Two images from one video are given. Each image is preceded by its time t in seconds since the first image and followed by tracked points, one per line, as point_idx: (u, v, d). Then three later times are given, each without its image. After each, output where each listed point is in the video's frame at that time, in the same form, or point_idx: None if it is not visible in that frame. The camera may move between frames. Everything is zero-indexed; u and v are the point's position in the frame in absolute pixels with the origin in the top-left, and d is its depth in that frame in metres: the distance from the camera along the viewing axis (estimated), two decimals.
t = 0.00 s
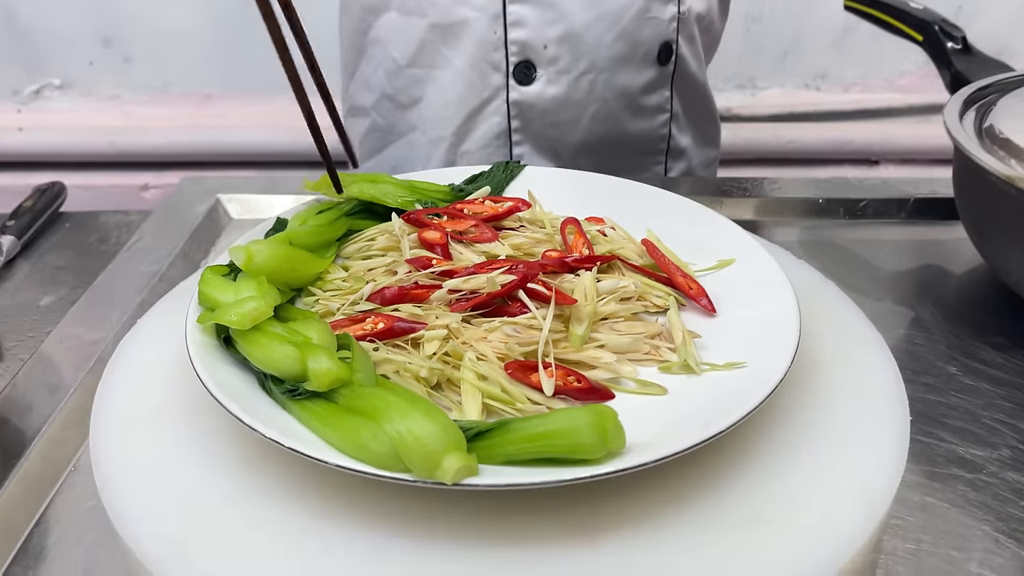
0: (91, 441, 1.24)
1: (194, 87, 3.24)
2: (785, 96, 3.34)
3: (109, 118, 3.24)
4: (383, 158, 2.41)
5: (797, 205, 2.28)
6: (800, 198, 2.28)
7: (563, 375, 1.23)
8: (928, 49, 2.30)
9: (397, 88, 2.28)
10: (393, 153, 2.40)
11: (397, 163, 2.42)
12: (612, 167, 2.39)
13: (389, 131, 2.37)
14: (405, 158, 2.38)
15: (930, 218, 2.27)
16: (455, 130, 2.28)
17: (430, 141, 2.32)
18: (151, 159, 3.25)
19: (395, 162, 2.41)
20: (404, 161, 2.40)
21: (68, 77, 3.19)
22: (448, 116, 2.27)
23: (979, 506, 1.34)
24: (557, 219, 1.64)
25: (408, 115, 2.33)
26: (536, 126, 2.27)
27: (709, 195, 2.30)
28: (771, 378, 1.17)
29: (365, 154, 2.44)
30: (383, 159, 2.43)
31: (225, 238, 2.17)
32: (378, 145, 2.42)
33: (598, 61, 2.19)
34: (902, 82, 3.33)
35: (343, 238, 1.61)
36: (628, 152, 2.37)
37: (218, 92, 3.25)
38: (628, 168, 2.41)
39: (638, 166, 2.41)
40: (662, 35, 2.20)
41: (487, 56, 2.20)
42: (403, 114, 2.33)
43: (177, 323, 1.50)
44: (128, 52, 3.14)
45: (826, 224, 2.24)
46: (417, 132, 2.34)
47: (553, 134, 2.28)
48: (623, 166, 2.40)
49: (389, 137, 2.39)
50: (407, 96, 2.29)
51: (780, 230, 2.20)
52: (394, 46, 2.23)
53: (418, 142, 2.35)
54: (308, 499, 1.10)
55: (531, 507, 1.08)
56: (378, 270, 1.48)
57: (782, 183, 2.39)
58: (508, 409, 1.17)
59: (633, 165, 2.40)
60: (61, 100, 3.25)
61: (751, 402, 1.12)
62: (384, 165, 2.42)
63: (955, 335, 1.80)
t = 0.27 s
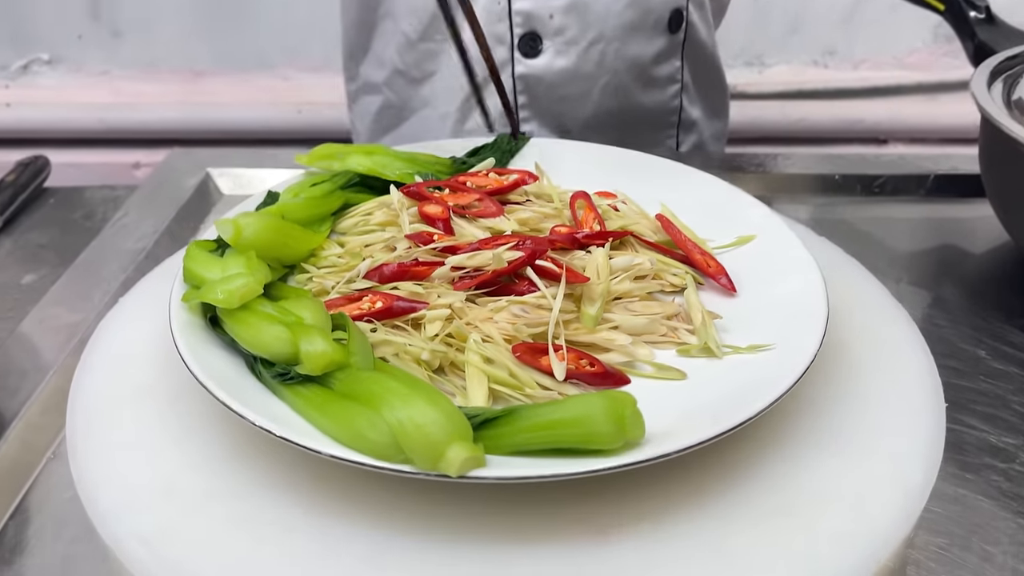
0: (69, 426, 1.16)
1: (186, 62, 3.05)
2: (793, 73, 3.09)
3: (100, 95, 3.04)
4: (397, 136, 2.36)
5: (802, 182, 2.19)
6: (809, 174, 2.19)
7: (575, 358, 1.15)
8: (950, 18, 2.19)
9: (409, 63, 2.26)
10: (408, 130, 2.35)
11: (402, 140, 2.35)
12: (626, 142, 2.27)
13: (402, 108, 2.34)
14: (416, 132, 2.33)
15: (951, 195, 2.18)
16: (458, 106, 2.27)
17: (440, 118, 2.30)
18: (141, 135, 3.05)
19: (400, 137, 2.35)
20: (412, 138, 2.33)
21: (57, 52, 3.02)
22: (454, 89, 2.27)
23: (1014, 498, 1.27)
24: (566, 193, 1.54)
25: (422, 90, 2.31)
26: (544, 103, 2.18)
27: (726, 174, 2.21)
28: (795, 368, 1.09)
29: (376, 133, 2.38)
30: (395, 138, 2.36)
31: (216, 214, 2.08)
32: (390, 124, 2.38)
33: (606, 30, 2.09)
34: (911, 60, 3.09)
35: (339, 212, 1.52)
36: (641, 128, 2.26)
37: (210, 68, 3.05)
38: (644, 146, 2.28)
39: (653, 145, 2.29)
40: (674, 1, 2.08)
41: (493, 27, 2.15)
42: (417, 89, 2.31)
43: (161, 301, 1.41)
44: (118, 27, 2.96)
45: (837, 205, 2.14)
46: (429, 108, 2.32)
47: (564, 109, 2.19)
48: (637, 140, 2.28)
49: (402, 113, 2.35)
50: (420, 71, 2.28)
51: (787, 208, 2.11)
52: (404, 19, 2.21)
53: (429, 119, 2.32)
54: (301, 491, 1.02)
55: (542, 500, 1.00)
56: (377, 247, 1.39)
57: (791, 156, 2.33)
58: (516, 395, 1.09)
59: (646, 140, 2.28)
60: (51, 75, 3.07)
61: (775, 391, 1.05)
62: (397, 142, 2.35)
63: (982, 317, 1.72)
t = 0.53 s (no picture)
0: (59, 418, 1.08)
1: (182, 40, 2.95)
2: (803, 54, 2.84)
3: (91, 71, 2.95)
4: (403, 115, 2.27)
5: (815, 162, 2.10)
6: (821, 153, 2.11)
7: (601, 347, 1.07)
8: None
9: (413, 40, 2.17)
10: (415, 108, 2.27)
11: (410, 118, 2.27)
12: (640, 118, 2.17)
13: (408, 86, 2.25)
14: (425, 110, 2.25)
15: (979, 177, 2.10)
16: (469, 82, 2.17)
17: (448, 94, 2.22)
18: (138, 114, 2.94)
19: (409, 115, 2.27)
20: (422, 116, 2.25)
21: (50, 29, 2.92)
22: (465, 65, 2.16)
23: None
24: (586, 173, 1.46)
25: (428, 67, 2.22)
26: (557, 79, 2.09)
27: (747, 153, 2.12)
28: (837, 364, 1.02)
29: (379, 112, 2.30)
30: (402, 117, 2.27)
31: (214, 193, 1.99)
32: (396, 103, 2.29)
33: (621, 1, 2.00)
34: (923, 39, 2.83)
35: (344, 191, 1.43)
36: (653, 102, 2.17)
37: (206, 46, 2.95)
38: (658, 121, 2.20)
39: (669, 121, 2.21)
40: None
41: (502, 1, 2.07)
42: (423, 67, 2.22)
43: (157, 284, 1.33)
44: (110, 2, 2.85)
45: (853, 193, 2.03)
46: (436, 85, 2.23)
47: (573, 86, 2.10)
48: (650, 114, 2.19)
49: (407, 92, 2.26)
50: (426, 47, 2.19)
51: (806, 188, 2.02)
52: None
53: (437, 96, 2.24)
54: (309, 489, 0.94)
55: (568, 500, 0.92)
56: (385, 228, 1.30)
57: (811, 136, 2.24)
58: (540, 387, 1.02)
59: (660, 115, 2.19)
60: (44, 53, 2.97)
61: (817, 386, 0.97)
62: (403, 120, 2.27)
63: (1016, 302, 1.65)
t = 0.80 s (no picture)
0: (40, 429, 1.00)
1: (177, 22, 2.84)
2: (815, 37, 2.67)
3: (83, 55, 2.81)
4: (408, 101, 2.16)
5: (834, 149, 1.96)
6: (838, 140, 1.98)
7: (629, 354, 0.98)
8: None
9: (419, 23, 2.08)
10: (419, 94, 2.15)
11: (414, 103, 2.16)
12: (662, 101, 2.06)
13: (413, 71, 2.15)
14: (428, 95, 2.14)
15: (1011, 163, 1.94)
16: (481, 66, 2.09)
17: (458, 78, 2.13)
18: (129, 97, 2.82)
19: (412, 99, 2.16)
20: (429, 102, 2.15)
21: (42, 10, 2.83)
22: (475, 48, 2.08)
23: None
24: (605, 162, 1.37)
25: (435, 51, 2.12)
26: (571, 59, 2.00)
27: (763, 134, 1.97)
28: (888, 370, 0.92)
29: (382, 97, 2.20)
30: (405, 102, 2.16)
31: (210, 182, 1.90)
32: (401, 87, 2.18)
33: None
34: (939, 21, 2.63)
35: (348, 182, 1.35)
36: (669, 84, 2.05)
37: (203, 29, 2.85)
38: (673, 105, 2.07)
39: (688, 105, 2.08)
40: None
41: None
42: (429, 50, 2.13)
43: (149, 280, 1.24)
44: None
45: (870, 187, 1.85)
46: (445, 69, 2.14)
47: (599, 67, 2.01)
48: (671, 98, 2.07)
49: (411, 77, 2.16)
50: (432, 30, 2.10)
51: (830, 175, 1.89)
52: None
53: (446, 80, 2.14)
54: (313, 513, 0.85)
55: (596, 527, 0.84)
56: (392, 222, 1.22)
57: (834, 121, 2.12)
58: (563, 399, 0.93)
59: (676, 97, 2.06)
60: (36, 36, 2.88)
61: (868, 398, 0.88)
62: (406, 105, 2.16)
63: None
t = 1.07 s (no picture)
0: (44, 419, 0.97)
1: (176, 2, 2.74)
2: (824, 17, 2.58)
3: (85, 36, 2.77)
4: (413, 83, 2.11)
5: (846, 132, 1.92)
6: (850, 123, 1.93)
7: (647, 347, 0.96)
8: None
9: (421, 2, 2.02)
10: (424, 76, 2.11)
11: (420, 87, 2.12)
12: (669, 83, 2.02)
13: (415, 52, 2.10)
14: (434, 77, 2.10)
15: None
16: (483, 45, 2.03)
17: (460, 59, 2.08)
18: (126, 80, 2.81)
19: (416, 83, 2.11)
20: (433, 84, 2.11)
21: None
22: (476, 27, 2.02)
23: None
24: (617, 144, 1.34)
25: (438, 30, 2.06)
26: (577, 38, 1.97)
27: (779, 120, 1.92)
28: (914, 363, 0.91)
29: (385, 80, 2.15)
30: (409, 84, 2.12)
31: (212, 167, 1.86)
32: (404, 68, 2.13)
33: None
34: None
35: (356, 167, 1.31)
36: (678, 66, 2.01)
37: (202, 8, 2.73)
38: (681, 87, 2.03)
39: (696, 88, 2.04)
40: None
41: None
42: (433, 29, 2.07)
43: (152, 267, 1.21)
44: None
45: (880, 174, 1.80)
46: (446, 48, 2.08)
47: (604, 48, 1.97)
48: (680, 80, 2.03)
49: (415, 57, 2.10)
50: (432, 9, 2.04)
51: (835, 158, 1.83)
52: None
53: (448, 59, 2.09)
54: (325, 510, 0.83)
55: (612, 527, 0.81)
56: (402, 209, 1.18)
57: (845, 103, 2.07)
58: (580, 393, 0.90)
59: (683, 80, 2.02)
60: (34, 16, 2.79)
61: (894, 394, 0.86)
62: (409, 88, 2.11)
63: None
